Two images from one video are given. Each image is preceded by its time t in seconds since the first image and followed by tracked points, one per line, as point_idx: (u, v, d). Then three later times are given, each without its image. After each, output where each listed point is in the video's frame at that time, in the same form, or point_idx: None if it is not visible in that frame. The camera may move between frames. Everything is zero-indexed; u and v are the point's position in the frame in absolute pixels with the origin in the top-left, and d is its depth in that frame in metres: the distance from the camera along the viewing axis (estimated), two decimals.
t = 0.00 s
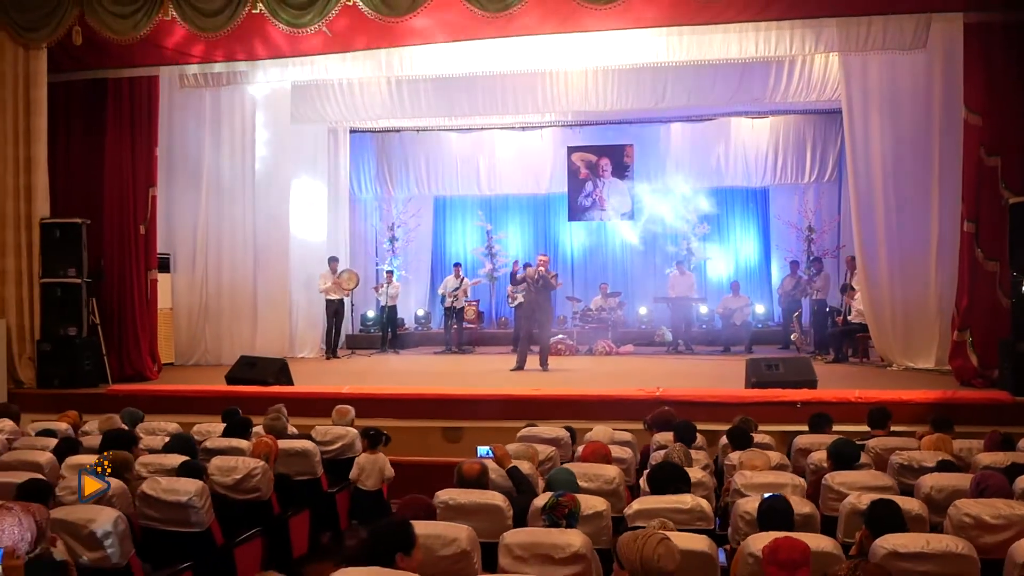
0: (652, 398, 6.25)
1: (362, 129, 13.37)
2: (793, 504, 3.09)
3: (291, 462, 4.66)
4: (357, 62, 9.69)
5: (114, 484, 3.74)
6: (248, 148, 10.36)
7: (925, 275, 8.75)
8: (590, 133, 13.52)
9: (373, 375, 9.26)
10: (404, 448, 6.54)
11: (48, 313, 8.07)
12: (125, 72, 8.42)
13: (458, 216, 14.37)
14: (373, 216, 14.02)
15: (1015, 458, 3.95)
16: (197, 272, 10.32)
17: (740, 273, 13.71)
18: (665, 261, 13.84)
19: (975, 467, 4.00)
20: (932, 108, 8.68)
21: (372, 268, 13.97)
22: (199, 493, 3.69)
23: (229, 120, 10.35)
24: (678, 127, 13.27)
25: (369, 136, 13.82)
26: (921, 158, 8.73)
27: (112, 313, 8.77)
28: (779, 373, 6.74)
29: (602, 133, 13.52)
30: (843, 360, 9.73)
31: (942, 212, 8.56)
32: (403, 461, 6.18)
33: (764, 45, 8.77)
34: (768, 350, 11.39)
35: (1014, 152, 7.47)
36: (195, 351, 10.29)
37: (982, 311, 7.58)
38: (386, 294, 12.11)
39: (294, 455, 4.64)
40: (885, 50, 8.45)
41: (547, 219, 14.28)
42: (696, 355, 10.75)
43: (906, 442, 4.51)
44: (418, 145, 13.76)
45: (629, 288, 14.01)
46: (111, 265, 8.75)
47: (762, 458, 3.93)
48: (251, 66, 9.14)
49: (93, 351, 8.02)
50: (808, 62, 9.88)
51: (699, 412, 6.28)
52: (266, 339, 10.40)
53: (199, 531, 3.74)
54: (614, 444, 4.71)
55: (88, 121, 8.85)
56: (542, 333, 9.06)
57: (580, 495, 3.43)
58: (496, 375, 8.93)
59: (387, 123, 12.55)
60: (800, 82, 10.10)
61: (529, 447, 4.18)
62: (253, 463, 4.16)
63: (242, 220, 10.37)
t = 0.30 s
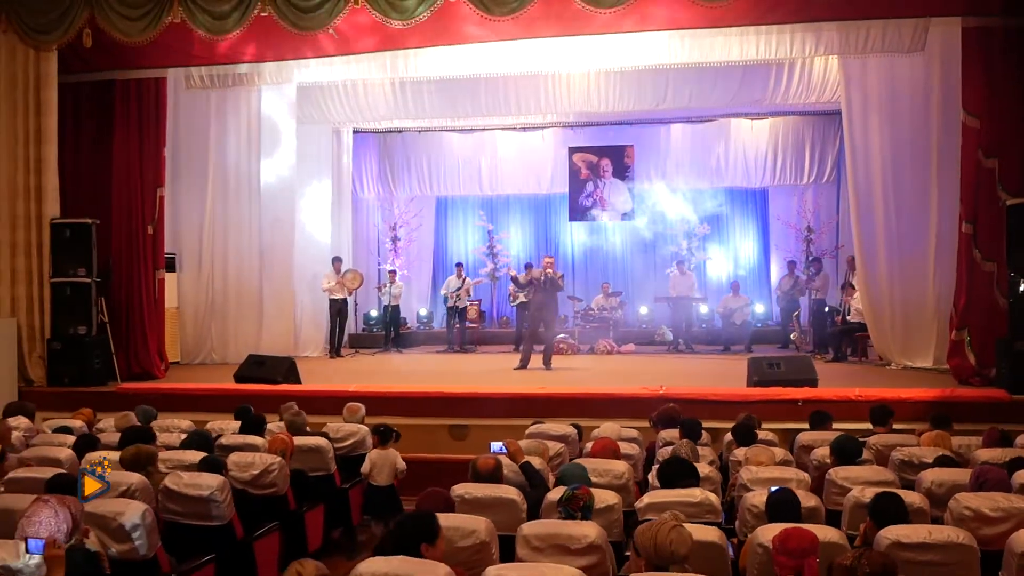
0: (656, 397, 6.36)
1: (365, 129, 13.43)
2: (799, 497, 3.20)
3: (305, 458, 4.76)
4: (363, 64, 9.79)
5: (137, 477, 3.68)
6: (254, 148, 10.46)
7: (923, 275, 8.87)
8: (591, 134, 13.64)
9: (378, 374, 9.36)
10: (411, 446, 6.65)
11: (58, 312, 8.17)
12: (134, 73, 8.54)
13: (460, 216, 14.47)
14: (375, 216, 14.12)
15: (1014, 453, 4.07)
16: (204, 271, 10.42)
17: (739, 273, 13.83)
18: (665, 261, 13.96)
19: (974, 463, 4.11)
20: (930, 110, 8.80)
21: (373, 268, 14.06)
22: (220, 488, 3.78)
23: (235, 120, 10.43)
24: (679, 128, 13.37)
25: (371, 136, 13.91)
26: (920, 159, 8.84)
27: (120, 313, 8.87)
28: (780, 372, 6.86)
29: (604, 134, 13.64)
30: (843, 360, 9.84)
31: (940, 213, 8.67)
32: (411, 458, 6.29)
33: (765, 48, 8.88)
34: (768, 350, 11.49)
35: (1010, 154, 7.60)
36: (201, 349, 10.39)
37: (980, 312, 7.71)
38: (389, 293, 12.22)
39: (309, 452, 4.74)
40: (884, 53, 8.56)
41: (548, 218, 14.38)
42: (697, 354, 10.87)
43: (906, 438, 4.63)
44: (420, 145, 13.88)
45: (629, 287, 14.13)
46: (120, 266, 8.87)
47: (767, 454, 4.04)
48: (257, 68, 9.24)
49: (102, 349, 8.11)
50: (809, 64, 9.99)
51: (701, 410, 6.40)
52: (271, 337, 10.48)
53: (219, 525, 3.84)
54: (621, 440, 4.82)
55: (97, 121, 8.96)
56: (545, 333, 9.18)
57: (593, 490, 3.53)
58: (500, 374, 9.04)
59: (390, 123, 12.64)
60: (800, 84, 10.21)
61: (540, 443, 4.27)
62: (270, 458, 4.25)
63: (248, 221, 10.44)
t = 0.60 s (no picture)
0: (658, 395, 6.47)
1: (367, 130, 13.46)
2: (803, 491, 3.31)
3: (317, 455, 4.87)
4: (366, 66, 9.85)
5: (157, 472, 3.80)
6: (258, 149, 10.55)
7: (920, 275, 8.99)
8: (590, 135, 13.77)
9: (382, 373, 9.46)
10: (417, 443, 6.76)
11: (67, 312, 8.28)
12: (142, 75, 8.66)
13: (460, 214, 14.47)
14: (376, 216, 14.21)
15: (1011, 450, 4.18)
16: (209, 271, 10.53)
17: (737, 275, 13.83)
18: (664, 260, 14.02)
19: (971, 459, 4.23)
20: (927, 113, 8.92)
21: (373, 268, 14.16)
22: (239, 483, 3.88)
23: (239, 120, 10.53)
24: (677, 128, 13.51)
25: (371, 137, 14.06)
26: (917, 161, 8.97)
27: (128, 313, 8.97)
28: (780, 370, 6.97)
29: (604, 135, 13.77)
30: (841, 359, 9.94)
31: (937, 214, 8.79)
32: (419, 455, 6.39)
33: (764, 51, 8.99)
34: (767, 349, 11.60)
35: (1006, 157, 7.72)
36: (206, 347, 10.50)
37: (976, 313, 7.83)
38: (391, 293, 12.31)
39: (321, 448, 4.85)
40: (882, 56, 8.68)
41: (549, 216, 14.43)
42: (697, 354, 10.99)
43: (905, 435, 4.74)
44: (421, 146, 14.04)
45: (628, 286, 14.22)
46: (126, 266, 8.98)
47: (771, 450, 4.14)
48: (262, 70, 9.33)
49: (110, 348, 8.21)
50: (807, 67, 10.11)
51: (703, 408, 6.51)
52: (275, 337, 10.61)
53: (238, 519, 3.94)
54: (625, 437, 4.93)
55: (105, 123, 9.06)
56: (548, 332, 9.29)
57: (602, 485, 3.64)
58: (503, 373, 9.15)
59: (392, 124, 12.73)
60: (798, 86, 10.33)
61: (549, 440, 4.38)
62: (284, 455, 4.35)
63: (254, 220, 10.58)
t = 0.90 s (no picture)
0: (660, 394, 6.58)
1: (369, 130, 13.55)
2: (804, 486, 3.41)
3: (327, 452, 4.97)
4: (368, 68, 9.94)
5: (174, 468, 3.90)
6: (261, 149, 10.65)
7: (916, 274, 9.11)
8: (589, 136, 13.89)
9: (385, 371, 9.57)
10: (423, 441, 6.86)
11: (74, 312, 8.38)
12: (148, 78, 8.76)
13: (460, 215, 14.54)
14: (376, 217, 14.29)
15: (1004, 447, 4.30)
16: (213, 270, 10.64)
17: (735, 276, 13.92)
18: (663, 261, 14.12)
19: (966, 455, 4.34)
20: (924, 114, 9.03)
21: (374, 268, 14.25)
22: (254, 478, 3.98)
23: (243, 121, 10.62)
24: (674, 129, 13.66)
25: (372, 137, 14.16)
26: (914, 162, 9.08)
27: (133, 313, 9.07)
28: (779, 369, 7.09)
29: (603, 136, 13.89)
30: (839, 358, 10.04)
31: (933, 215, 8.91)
32: (424, 453, 6.50)
33: (763, 53, 9.09)
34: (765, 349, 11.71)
35: (1001, 159, 7.83)
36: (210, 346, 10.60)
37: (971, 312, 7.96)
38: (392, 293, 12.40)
39: (331, 446, 4.95)
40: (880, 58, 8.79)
41: (548, 215, 14.51)
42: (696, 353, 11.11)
43: (903, 433, 4.86)
44: (421, 146, 14.18)
45: (627, 287, 14.30)
46: (132, 265, 9.06)
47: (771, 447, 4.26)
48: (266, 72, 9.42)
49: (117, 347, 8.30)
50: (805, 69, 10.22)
51: (704, 407, 6.62)
52: (279, 336, 10.73)
53: (253, 514, 4.04)
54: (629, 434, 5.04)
55: (111, 124, 9.18)
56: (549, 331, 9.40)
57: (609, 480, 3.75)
58: (505, 372, 9.26)
59: (393, 125, 12.83)
60: (797, 87, 10.44)
61: (555, 437, 4.49)
62: (296, 452, 4.46)
63: (258, 220, 10.72)
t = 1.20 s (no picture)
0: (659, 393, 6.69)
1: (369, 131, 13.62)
2: (803, 482, 3.52)
3: (335, 449, 5.07)
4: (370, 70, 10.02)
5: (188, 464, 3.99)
6: (264, 151, 10.74)
7: (911, 275, 9.24)
8: (588, 137, 13.98)
9: (386, 370, 9.67)
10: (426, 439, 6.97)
11: (80, 312, 8.49)
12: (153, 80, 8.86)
13: (459, 217, 14.81)
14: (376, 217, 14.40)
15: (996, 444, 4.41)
16: (216, 269, 10.75)
17: (732, 276, 14.17)
18: (660, 261, 14.32)
19: (960, 452, 4.46)
20: (920, 117, 9.14)
21: (374, 268, 14.36)
22: (267, 475, 4.08)
23: (245, 123, 10.70)
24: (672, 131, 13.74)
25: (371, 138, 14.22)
26: (909, 165, 9.20)
27: (138, 313, 9.17)
28: (777, 368, 7.20)
29: (601, 137, 13.96)
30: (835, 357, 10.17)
31: (928, 216, 9.04)
32: (428, 451, 6.61)
33: (762, 57, 9.19)
34: (761, 349, 11.83)
35: (995, 162, 7.96)
36: (213, 345, 10.73)
37: (966, 313, 8.08)
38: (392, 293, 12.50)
39: (339, 443, 5.05)
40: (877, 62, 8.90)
41: (546, 218, 14.77)
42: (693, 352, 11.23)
43: (899, 431, 4.98)
44: (421, 146, 14.08)
45: (625, 287, 14.50)
46: (137, 266, 9.18)
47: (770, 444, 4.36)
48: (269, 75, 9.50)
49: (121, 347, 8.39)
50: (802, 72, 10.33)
51: (703, 405, 6.74)
52: (280, 337, 10.79)
53: (266, 510, 4.15)
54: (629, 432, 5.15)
55: (116, 126, 9.27)
56: (549, 331, 9.51)
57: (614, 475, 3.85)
58: (505, 371, 9.37)
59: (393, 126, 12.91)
60: (793, 90, 10.55)
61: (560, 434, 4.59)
62: (306, 449, 4.55)
63: (259, 222, 10.76)
